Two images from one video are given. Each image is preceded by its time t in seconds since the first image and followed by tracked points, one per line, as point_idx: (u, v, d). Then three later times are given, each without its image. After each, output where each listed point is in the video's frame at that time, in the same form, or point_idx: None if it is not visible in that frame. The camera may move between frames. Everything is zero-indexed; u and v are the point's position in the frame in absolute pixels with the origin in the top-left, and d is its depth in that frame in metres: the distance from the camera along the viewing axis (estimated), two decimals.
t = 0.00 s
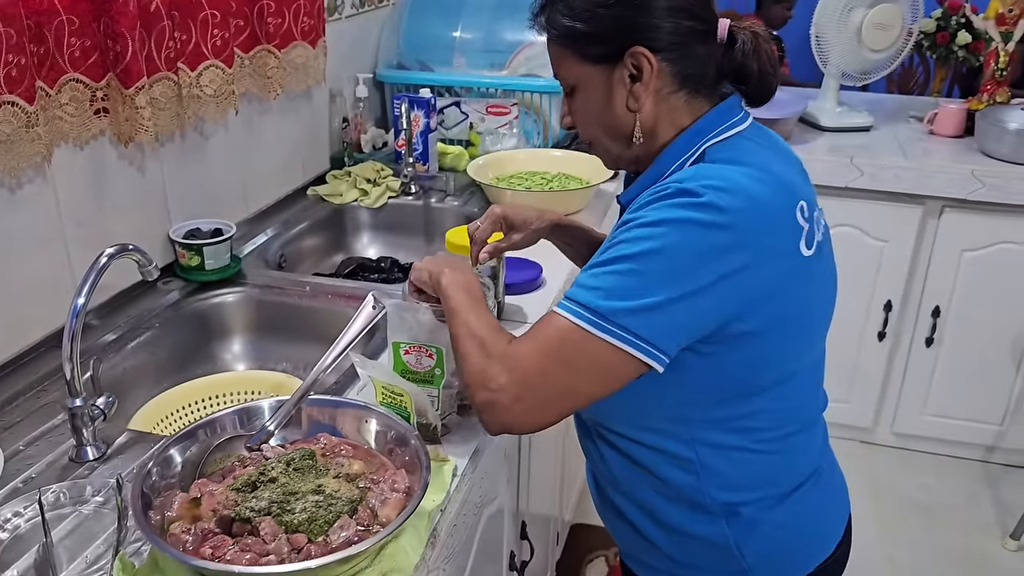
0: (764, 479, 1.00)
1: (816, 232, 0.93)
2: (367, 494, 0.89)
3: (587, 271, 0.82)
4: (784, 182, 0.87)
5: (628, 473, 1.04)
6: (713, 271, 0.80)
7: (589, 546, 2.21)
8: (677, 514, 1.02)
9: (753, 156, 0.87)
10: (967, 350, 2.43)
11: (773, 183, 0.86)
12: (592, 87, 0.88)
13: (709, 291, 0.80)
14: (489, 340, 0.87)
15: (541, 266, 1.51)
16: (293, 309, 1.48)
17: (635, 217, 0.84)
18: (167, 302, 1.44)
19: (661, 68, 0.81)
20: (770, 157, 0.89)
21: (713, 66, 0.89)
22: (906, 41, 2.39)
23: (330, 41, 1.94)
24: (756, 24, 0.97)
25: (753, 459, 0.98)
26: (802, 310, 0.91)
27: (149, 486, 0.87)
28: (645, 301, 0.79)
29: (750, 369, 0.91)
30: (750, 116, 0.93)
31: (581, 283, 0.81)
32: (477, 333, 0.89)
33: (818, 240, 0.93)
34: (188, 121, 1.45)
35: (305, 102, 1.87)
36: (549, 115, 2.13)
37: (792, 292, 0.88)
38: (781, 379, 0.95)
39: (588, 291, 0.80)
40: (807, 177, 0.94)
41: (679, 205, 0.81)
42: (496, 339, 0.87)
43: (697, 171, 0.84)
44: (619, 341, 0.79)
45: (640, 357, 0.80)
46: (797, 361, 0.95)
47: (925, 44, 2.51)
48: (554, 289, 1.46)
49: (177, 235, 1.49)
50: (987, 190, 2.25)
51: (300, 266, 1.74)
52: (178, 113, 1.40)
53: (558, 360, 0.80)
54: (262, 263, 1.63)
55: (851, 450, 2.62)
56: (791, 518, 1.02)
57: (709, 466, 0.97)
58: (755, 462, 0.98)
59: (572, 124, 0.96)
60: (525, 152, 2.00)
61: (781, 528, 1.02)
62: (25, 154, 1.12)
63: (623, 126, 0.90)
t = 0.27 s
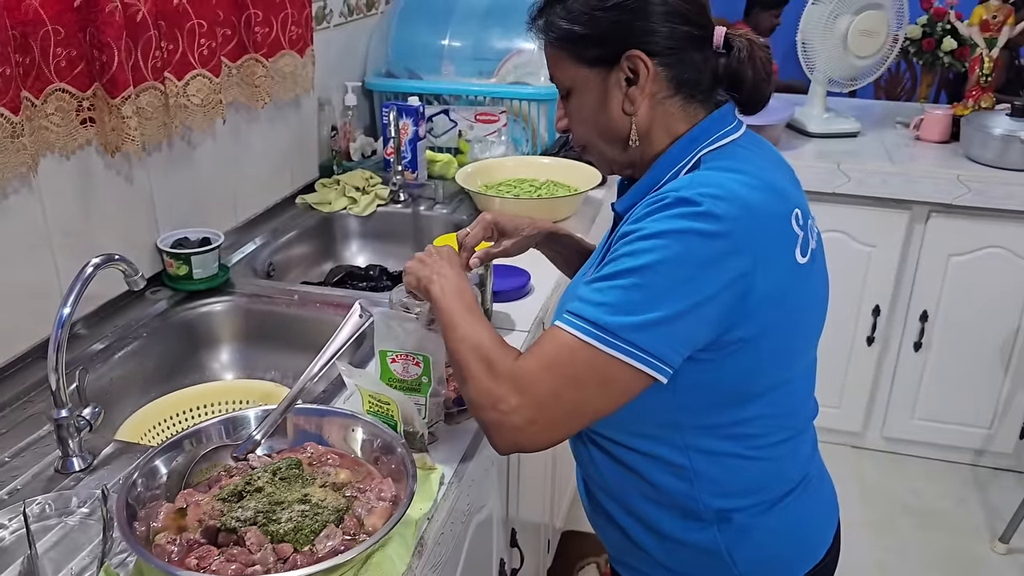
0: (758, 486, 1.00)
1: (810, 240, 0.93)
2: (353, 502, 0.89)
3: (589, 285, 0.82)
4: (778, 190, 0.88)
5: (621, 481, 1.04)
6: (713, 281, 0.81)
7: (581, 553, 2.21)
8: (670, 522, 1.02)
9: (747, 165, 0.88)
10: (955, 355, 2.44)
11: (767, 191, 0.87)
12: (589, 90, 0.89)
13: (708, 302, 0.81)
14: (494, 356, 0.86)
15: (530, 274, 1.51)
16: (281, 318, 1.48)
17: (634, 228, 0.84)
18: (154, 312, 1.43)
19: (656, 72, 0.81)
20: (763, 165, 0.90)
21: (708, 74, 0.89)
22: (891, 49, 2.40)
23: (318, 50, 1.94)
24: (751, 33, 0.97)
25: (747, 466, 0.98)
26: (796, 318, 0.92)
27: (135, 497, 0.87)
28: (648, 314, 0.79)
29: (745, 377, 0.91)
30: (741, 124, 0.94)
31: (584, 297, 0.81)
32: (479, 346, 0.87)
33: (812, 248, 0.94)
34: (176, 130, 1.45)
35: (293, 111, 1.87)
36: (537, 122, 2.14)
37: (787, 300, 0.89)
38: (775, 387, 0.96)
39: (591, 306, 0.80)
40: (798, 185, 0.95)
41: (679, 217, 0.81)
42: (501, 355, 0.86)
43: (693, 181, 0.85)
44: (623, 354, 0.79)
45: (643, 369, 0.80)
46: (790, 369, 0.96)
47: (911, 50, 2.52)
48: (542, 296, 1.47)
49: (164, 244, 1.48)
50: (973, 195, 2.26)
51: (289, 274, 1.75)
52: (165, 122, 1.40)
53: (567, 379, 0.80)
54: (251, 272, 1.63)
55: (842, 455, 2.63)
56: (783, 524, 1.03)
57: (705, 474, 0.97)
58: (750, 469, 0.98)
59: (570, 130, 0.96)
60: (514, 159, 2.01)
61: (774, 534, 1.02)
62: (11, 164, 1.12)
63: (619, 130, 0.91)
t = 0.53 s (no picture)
0: (759, 488, 1.00)
1: (814, 242, 0.94)
2: (348, 504, 0.89)
3: (591, 280, 0.82)
4: (784, 194, 0.88)
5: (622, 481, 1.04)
6: (717, 281, 0.81)
7: (576, 554, 2.21)
8: (671, 523, 1.03)
9: (754, 168, 0.88)
10: (948, 356, 2.45)
11: (773, 194, 0.87)
12: (598, 88, 0.88)
13: (712, 302, 0.81)
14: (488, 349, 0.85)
15: (524, 276, 1.52)
16: (275, 320, 1.48)
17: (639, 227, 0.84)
18: (149, 315, 1.43)
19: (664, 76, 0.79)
20: (770, 168, 0.90)
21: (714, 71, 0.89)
22: (884, 51, 2.42)
23: (312, 53, 1.94)
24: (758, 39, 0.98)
25: (749, 468, 0.98)
26: (800, 323, 0.92)
27: (129, 500, 0.87)
28: (651, 312, 0.79)
29: (748, 380, 0.92)
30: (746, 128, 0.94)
31: (586, 292, 0.81)
32: (471, 335, 0.86)
33: (816, 251, 0.94)
34: (169, 134, 1.45)
35: (288, 114, 1.87)
36: (531, 125, 2.14)
37: (792, 304, 0.89)
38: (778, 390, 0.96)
39: (594, 301, 0.80)
40: (802, 187, 0.95)
41: (685, 217, 0.81)
42: (495, 346, 0.85)
43: (699, 182, 0.85)
44: (625, 352, 0.79)
45: (645, 368, 0.80)
46: (793, 371, 0.96)
47: (903, 53, 2.50)
48: (537, 298, 1.47)
49: (159, 247, 1.48)
50: (965, 197, 2.27)
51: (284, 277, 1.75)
52: (159, 125, 1.40)
53: (566, 374, 0.80)
54: (246, 275, 1.63)
55: (837, 456, 2.63)
56: (784, 526, 1.03)
57: (707, 474, 0.97)
58: (750, 471, 0.99)
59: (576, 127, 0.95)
60: (508, 161, 2.01)
61: (775, 536, 1.02)
62: (4, 167, 1.12)
63: (628, 129, 0.90)
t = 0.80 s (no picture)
0: (754, 497, 1.01)
1: (823, 255, 0.94)
2: (345, 506, 0.89)
3: (596, 270, 0.82)
4: (796, 205, 0.89)
5: (616, 482, 1.05)
6: (721, 285, 0.82)
7: (572, 557, 2.22)
8: (665, 529, 1.03)
9: (769, 176, 0.88)
10: (941, 360, 2.47)
11: (784, 203, 0.87)
12: (629, 79, 0.86)
13: (714, 305, 0.82)
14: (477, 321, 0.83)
15: (520, 280, 1.53)
16: (273, 324, 1.49)
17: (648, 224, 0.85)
18: (147, 318, 1.44)
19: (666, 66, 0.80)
20: (785, 178, 0.90)
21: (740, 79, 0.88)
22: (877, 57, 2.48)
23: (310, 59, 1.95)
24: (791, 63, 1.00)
25: (745, 476, 0.99)
26: (804, 335, 0.93)
27: (128, 501, 0.88)
28: (653, 309, 0.80)
29: (748, 388, 0.92)
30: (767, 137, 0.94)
31: (590, 282, 0.81)
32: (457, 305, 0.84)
33: (824, 264, 0.95)
34: (168, 138, 1.46)
35: (286, 119, 1.88)
36: (528, 131, 2.16)
37: (795, 315, 0.90)
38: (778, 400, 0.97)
39: (596, 291, 0.80)
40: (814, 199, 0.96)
41: (695, 218, 0.82)
42: (482, 319, 0.83)
43: (711, 185, 0.85)
44: (622, 346, 0.80)
45: (640, 364, 0.81)
46: (794, 382, 0.97)
47: (897, 58, 2.56)
48: (533, 302, 1.48)
49: (157, 251, 1.49)
50: (958, 202, 2.29)
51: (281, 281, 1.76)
52: (158, 129, 1.41)
53: (560, 358, 0.80)
54: (244, 278, 1.64)
55: (831, 459, 2.65)
56: (777, 535, 1.04)
57: (698, 478, 0.98)
58: (744, 478, 0.99)
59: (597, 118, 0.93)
60: (504, 166, 2.02)
61: (767, 545, 1.03)
62: (5, 171, 1.13)
63: (654, 126, 0.88)
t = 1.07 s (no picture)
0: (751, 528, 1.02)
1: (851, 291, 0.93)
2: (346, 509, 0.90)
3: (622, 283, 0.79)
4: (830, 235, 0.87)
5: (610, 499, 1.05)
6: (752, 314, 0.80)
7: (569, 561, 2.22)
8: (657, 554, 1.04)
9: (804, 202, 0.86)
10: (937, 364, 2.48)
11: (818, 231, 0.86)
12: (684, 80, 0.83)
13: (739, 335, 0.80)
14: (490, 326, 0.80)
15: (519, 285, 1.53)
16: (273, 328, 1.50)
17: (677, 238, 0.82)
18: (147, 322, 1.44)
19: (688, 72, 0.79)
20: (820, 205, 0.88)
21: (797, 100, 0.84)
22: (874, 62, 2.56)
23: (310, 64, 1.96)
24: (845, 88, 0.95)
25: (745, 508, 1.00)
26: (822, 369, 0.92)
27: (130, 503, 0.88)
28: (679, 333, 0.78)
29: (759, 417, 0.92)
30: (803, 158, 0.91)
31: (617, 297, 0.78)
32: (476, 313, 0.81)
33: (853, 301, 0.94)
34: (169, 143, 1.46)
35: (286, 124, 1.89)
36: (527, 137, 2.18)
37: (816, 351, 0.89)
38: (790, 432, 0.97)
39: (622, 308, 0.77)
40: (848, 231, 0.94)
41: (730, 240, 0.79)
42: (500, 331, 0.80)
43: (747, 207, 0.83)
44: (643, 369, 0.78)
45: (655, 387, 0.79)
46: (807, 417, 0.97)
47: (893, 65, 2.57)
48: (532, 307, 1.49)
49: (158, 255, 1.50)
50: (954, 208, 2.30)
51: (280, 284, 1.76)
52: (159, 134, 1.41)
53: (576, 378, 0.77)
54: (244, 282, 1.65)
55: (828, 464, 2.65)
56: (767, 567, 1.05)
57: (697, 502, 0.98)
58: (743, 505, 1.00)
59: (642, 114, 0.91)
60: (503, 171, 2.03)
61: None
62: (7, 175, 1.13)
63: (703, 131, 0.86)
